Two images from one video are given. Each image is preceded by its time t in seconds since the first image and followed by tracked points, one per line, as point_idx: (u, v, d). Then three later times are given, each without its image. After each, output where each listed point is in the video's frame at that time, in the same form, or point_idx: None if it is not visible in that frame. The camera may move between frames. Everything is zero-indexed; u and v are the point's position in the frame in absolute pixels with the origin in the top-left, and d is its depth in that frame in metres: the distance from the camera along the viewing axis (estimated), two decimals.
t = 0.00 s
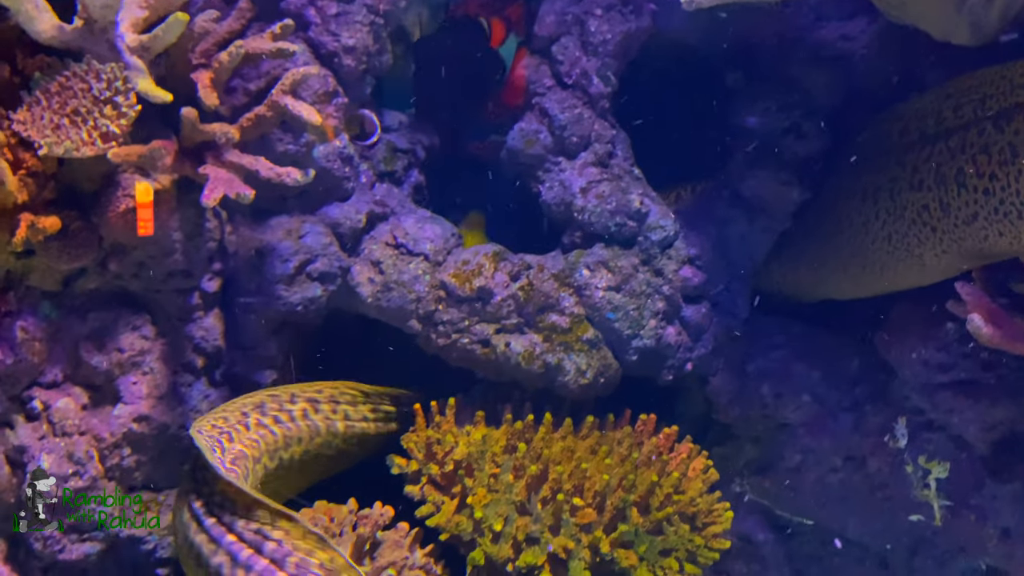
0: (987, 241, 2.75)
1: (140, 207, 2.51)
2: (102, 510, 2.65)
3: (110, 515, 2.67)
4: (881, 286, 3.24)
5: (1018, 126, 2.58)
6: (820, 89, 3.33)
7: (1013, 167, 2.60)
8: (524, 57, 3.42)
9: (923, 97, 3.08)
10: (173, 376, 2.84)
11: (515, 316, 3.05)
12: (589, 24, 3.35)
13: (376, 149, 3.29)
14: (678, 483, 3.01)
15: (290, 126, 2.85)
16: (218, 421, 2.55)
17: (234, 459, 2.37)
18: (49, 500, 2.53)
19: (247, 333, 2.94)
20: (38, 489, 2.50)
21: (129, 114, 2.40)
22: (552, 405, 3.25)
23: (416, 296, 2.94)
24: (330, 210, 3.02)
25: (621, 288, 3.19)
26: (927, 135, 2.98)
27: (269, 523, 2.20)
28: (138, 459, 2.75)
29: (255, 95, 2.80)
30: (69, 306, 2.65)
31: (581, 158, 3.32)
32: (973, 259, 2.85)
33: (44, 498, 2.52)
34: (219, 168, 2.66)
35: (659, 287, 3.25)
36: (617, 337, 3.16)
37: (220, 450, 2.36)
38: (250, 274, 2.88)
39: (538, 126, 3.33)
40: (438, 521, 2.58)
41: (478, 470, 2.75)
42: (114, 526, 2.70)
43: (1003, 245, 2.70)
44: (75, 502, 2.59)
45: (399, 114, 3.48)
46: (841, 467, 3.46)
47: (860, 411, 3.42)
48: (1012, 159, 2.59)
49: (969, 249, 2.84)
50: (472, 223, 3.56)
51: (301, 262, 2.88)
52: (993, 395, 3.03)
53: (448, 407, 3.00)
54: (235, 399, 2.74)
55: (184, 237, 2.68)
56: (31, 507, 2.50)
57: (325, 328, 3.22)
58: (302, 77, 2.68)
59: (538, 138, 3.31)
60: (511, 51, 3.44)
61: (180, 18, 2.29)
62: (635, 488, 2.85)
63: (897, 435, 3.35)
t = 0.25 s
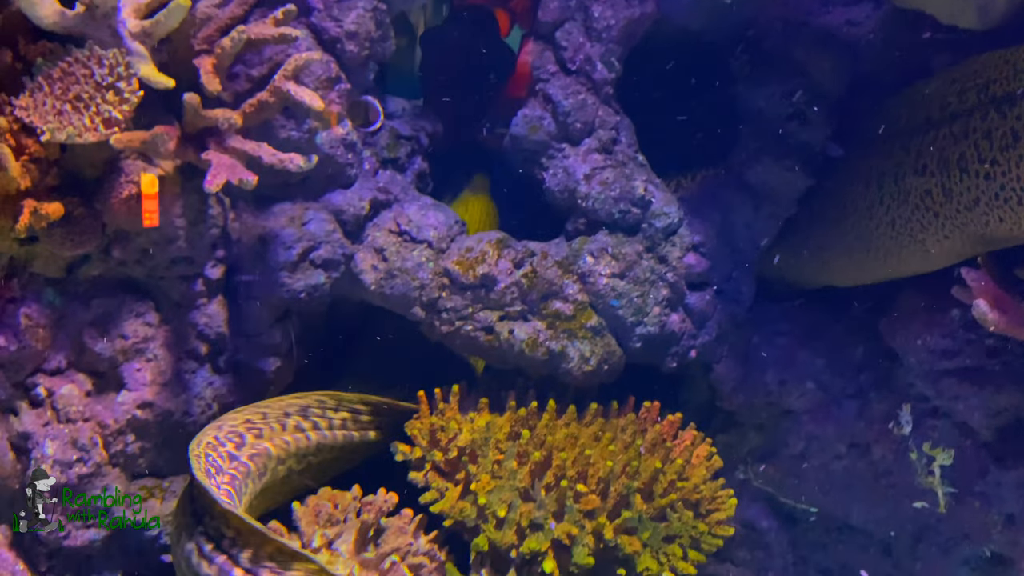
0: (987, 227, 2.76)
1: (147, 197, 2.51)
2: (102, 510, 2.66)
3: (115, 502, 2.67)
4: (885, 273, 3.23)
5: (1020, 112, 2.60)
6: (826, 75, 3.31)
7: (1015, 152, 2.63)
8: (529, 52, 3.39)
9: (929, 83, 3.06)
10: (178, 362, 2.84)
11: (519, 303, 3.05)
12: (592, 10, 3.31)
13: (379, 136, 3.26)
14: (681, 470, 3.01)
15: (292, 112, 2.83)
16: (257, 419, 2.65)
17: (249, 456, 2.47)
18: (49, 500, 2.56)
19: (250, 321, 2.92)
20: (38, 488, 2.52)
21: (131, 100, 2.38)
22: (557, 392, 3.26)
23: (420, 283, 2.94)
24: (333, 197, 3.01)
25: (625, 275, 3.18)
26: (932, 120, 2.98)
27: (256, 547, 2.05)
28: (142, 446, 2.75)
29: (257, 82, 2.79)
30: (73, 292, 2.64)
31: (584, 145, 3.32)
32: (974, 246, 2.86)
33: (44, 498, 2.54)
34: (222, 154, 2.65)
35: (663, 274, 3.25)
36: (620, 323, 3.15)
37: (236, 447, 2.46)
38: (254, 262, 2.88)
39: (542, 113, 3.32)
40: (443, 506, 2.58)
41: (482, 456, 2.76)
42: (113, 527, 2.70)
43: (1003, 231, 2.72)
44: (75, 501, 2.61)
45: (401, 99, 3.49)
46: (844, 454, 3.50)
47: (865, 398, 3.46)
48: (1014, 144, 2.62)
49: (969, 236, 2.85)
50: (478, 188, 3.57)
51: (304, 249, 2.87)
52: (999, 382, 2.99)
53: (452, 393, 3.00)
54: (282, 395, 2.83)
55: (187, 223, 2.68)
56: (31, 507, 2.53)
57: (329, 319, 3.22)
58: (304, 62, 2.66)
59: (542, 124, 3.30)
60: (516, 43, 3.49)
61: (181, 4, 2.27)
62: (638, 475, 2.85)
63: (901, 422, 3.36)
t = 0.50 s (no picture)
0: (989, 211, 2.76)
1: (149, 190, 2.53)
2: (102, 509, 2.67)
3: (119, 488, 2.67)
4: (888, 258, 3.22)
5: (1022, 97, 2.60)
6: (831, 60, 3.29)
7: (1017, 137, 2.63)
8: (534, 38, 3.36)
9: (936, 67, 3.04)
10: (181, 349, 2.84)
11: (523, 290, 3.05)
12: None
13: (381, 122, 3.27)
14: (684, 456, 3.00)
15: (295, 98, 2.80)
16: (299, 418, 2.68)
17: (278, 457, 2.50)
18: (49, 500, 2.58)
19: (252, 307, 2.90)
20: (38, 489, 2.55)
21: (132, 85, 2.36)
22: (559, 378, 3.29)
23: (423, 270, 2.91)
24: (336, 183, 3.00)
25: (628, 261, 3.18)
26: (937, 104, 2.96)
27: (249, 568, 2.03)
28: (145, 432, 2.75)
29: (259, 67, 2.77)
30: (76, 279, 2.64)
31: (588, 130, 3.31)
32: (974, 230, 2.85)
33: (44, 498, 2.58)
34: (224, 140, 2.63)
35: (667, 261, 3.25)
36: (624, 310, 3.16)
37: (254, 450, 2.47)
38: (257, 247, 2.86)
39: (546, 98, 3.31)
40: (446, 492, 2.57)
41: (485, 442, 2.75)
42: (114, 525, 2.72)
43: (1004, 216, 2.72)
44: (76, 501, 2.63)
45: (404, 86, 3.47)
46: (848, 441, 3.50)
47: (869, 384, 3.45)
48: (1017, 129, 2.62)
49: (971, 220, 2.85)
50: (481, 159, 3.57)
51: (308, 236, 2.87)
52: (1004, 367, 3.00)
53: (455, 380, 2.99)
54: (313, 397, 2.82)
55: (190, 209, 2.67)
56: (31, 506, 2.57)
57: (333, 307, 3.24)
58: (307, 46, 2.65)
59: (545, 110, 3.28)
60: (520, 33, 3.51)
61: None
62: (642, 460, 2.85)
63: (906, 408, 3.35)
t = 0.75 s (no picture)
0: (989, 197, 2.74)
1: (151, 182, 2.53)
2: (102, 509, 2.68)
3: (122, 474, 2.67)
4: (891, 243, 3.19)
5: None
6: (837, 46, 3.26)
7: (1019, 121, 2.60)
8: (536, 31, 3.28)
9: (943, 52, 3.01)
10: (183, 336, 2.83)
11: (525, 277, 3.02)
12: None
13: (383, 109, 3.26)
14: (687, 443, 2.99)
15: (296, 83, 2.78)
16: (338, 419, 2.82)
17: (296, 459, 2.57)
18: (49, 500, 2.59)
19: (254, 294, 2.90)
20: (38, 489, 2.57)
21: (133, 70, 2.34)
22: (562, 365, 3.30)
23: (424, 257, 2.90)
24: (337, 169, 2.99)
25: (632, 248, 3.18)
26: (942, 88, 2.94)
27: None
28: (148, 419, 2.77)
29: (260, 52, 2.75)
30: (78, 265, 2.64)
31: (591, 116, 3.30)
32: (975, 215, 2.83)
33: (44, 498, 2.59)
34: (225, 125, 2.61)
35: (670, 248, 3.26)
36: (627, 297, 3.16)
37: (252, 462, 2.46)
38: (259, 234, 2.86)
39: (549, 84, 3.31)
40: (448, 478, 2.57)
41: (488, 429, 2.74)
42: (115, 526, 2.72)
43: (1005, 201, 2.70)
44: (76, 501, 2.64)
45: (406, 72, 3.43)
46: (852, 428, 3.50)
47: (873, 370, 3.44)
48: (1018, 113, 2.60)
49: (972, 206, 2.82)
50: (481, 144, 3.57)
51: (309, 222, 2.86)
52: (1009, 352, 2.99)
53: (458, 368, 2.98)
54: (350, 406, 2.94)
55: (191, 195, 2.66)
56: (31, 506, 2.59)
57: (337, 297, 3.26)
58: (308, 31, 2.63)
59: (548, 96, 3.29)
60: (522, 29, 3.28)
61: None
62: (645, 447, 2.84)
63: (910, 395, 3.34)
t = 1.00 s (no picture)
0: (990, 186, 2.75)
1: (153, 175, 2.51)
2: (102, 510, 2.70)
3: (124, 464, 2.68)
4: (892, 232, 3.16)
5: None
6: (839, 35, 3.25)
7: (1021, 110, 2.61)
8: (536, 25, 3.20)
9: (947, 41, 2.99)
10: (184, 326, 2.83)
11: (527, 268, 3.01)
12: None
13: (383, 99, 3.25)
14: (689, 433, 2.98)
15: (296, 73, 2.77)
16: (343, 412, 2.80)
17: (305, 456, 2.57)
18: (49, 500, 2.61)
19: (255, 285, 2.89)
20: (38, 489, 2.59)
21: (133, 59, 2.32)
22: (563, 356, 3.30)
23: (426, 248, 2.89)
24: (338, 159, 2.97)
25: (634, 239, 3.17)
26: (945, 77, 2.93)
27: None
28: (149, 409, 2.77)
29: (261, 42, 2.74)
30: (78, 255, 2.62)
31: (592, 106, 3.30)
32: (975, 204, 2.84)
33: (44, 498, 2.61)
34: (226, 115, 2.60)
35: (673, 238, 3.25)
36: (629, 288, 3.15)
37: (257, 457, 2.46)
38: (260, 224, 2.86)
39: (550, 73, 3.29)
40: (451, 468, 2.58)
41: (490, 419, 2.73)
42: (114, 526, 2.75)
43: (1005, 189, 2.70)
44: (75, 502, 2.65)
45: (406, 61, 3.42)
46: (855, 419, 3.49)
47: (876, 361, 3.44)
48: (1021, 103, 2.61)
49: (972, 194, 2.83)
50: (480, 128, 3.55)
51: (310, 213, 2.84)
52: (1013, 343, 2.98)
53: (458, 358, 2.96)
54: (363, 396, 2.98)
55: (192, 185, 2.65)
56: (30, 507, 2.60)
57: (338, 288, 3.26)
58: (308, 19, 2.62)
59: (550, 86, 3.27)
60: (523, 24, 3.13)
61: None
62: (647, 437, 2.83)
63: (913, 385, 3.33)
